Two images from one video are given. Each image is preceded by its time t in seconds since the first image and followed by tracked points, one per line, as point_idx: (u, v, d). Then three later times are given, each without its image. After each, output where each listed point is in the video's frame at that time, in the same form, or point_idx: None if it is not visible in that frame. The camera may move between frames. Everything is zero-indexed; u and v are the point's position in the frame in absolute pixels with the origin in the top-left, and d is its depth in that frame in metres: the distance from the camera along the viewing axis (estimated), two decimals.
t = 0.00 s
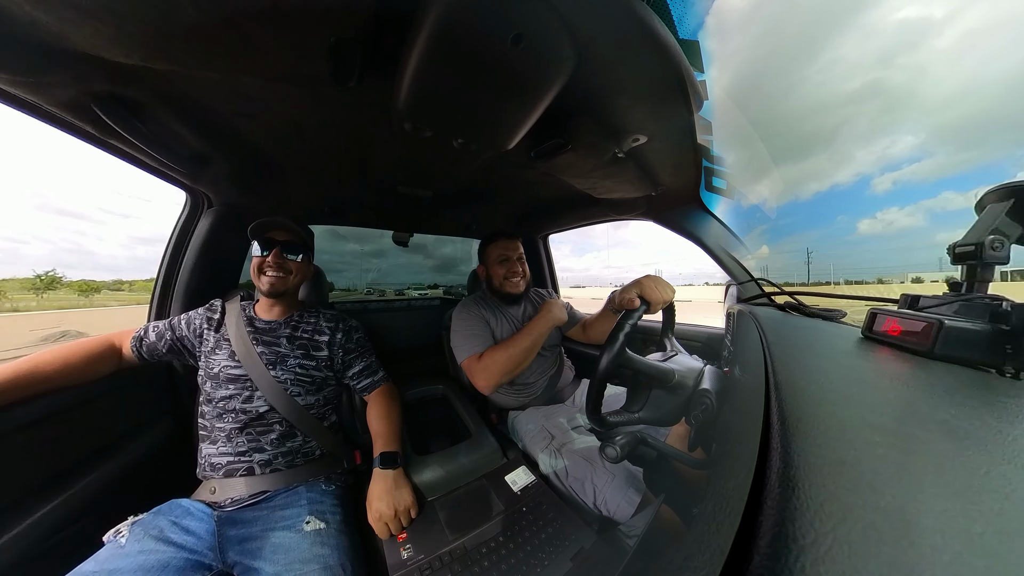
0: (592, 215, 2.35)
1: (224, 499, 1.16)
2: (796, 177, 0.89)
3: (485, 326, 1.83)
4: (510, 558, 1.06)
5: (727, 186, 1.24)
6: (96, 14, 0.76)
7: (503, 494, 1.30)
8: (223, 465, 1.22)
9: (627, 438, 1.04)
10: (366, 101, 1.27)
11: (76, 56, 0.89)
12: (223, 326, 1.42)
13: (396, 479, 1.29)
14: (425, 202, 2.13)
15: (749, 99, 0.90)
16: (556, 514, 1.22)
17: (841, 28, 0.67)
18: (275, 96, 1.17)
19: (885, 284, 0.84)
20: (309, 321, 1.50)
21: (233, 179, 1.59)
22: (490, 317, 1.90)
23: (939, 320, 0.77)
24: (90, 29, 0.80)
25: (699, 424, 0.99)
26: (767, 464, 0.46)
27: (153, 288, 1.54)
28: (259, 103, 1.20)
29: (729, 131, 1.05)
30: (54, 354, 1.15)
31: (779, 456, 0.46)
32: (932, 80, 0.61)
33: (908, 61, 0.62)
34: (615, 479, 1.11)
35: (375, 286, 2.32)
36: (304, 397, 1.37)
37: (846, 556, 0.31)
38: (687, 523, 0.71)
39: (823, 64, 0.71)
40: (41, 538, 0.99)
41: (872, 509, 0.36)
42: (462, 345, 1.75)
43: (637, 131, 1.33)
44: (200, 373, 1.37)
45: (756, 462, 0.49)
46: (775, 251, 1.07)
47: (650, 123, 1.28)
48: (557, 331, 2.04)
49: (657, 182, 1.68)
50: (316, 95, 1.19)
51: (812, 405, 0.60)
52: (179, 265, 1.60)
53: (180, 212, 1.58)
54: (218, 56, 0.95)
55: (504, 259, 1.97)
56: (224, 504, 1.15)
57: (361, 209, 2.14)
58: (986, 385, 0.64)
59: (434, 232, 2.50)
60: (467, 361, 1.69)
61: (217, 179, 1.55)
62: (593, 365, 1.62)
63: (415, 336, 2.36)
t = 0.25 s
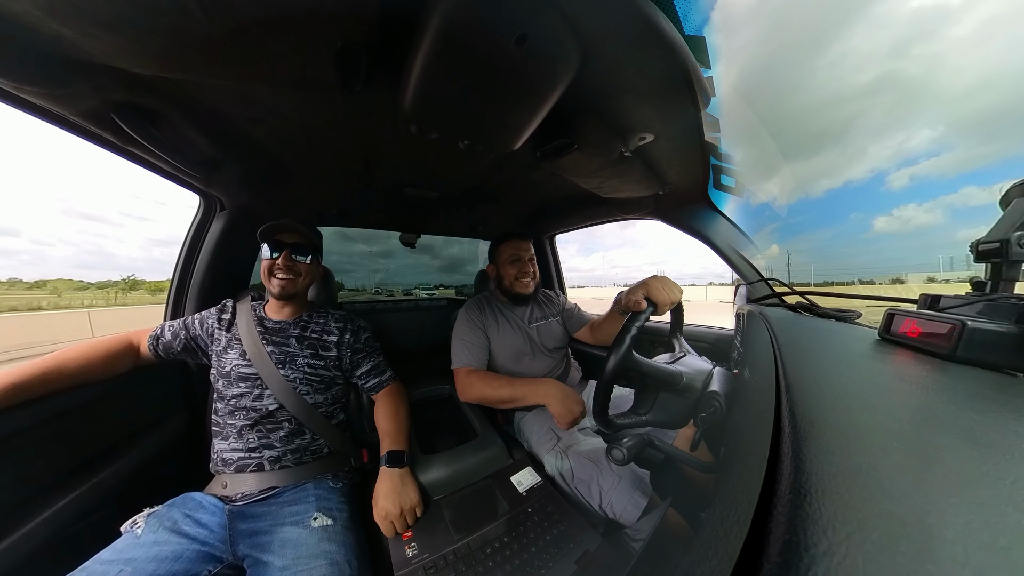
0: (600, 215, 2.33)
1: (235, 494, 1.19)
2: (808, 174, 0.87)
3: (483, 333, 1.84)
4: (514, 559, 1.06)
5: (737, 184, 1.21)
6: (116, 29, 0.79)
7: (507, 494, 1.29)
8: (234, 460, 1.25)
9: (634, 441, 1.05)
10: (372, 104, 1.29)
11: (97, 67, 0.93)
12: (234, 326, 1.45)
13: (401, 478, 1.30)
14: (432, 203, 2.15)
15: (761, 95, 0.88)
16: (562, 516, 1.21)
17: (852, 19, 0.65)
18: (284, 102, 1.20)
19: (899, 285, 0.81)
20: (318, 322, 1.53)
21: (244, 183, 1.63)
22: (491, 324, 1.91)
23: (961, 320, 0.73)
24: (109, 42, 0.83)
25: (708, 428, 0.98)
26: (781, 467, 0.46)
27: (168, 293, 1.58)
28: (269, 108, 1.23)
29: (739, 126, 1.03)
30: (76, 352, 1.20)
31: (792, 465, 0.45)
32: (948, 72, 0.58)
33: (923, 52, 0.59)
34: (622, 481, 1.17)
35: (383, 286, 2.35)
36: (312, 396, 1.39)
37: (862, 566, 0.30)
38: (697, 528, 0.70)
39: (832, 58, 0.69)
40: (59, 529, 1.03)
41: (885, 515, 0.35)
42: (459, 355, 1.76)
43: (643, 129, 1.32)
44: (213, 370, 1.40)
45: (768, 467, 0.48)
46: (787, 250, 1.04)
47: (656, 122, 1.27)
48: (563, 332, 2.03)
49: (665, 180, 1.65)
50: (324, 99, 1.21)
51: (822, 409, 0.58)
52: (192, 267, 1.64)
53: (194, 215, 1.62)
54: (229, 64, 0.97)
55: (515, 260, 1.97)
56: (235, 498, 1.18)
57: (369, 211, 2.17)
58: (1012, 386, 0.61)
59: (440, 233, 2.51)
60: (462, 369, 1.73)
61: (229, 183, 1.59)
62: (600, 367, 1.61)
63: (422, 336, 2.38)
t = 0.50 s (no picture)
0: (607, 214, 2.31)
1: (245, 486, 1.22)
2: (819, 170, 0.85)
3: (489, 335, 1.85)
4: (517, 559, 1.06)
5: (746, 181, 1.18)
6: (132, 39, 0.82)
7: (512, 494, 1.27)
8: (245, 453, 1.28)
9: (641, 442, 1.07)
10: (379, 106, 1.30)
11: (116, 75, 0.97)
12: (245, 323, 1.49)
13: (408, 475, 1.32)
14: (439, 203, 2.17)
15: (770, 91, 0.87)
16: (565, 516, 1.20)
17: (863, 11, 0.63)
18: (293, 104, 1.23)
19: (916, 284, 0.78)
20: (327, 318, 1.56)
21: (254, 184, 1.68)
22: (498, 323, 1.92)
23: (983, 322, 0.70)
24: (127, 52, 0.87)
25: (715, 430, 0.96)
26: (789, 474, 0.45)
27: (183, 292, 1.64)
28: (279, 111, 1.26)
29: (747, 122, 1.01)
30: (96, 347, 1.25)
31: (801, 470, 0.44)
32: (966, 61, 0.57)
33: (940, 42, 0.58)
34: (629, 484, 1.18)
35: (392, 285, 2.39)
36: (321, 392, 1.42)
37: None
38: (702, 534, 0.69)
39: (843, 51, 0.68)
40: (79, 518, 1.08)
41: (901, 527, 0.34)
42: (467, 358, 1.77)
43: (650, 127, 1.30)
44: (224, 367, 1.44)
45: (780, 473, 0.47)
46: (798, 248, 1.01)
47: (663, 119, 1.24)
48: (570, 332, 2.02)
49: (672, 178, 1.63)
50: (331, 101, 1.24)
51: (830, 411, 0.56)
52: (206, 267, 1.70)
53: (207, 216, 1.68)
54: (240, 69, 1.00)
55: (518, 257, 1.98)
56: (246, 490, 1.21)
57: (377, 211, 2.20)
58: None
59: (447, 233, 2.53)
60: (469, 373, 1.72)
61: (240, 184, 1.63)
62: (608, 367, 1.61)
63: (430, 334, 2.40)
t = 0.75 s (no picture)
0: (614, 213, 2.29)
1: (255, 480, 1.26)
2: (831, 166, 0.82)
3: (495, 336, 1.85)
4: (521, 559, 1.06)
5: (756, 178, 1.15)
6: (149, 49, 0.86)
7: (518, 494, 1.27)
8: (255, 448, 1.32)
9: (648, 445, 1.06)
10: (386, 108, 1.32)
11: (133, 83, 1.00)
12: (256, 321, 1.53)
13: (413, 473, 1.34)
14: (445, 203, 2.18)
15: (779, 86, 0.84)
16: (570, 517, 1.19)
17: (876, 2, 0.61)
18: (302, 108, 1.25)
19: (931, 284, 0.75)
20: (336, 317, 1.59)
21: (265, 187, 1.72)
22: (504, 323, 1.92)
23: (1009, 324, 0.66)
24: (145, 62, 0.90)
25: (724, 433, 0.95)
26: (800, 484, 0.43)
27: (196, 293, 1.70)
28: (289, 115, 1.29)
29: (756, 118, 0.99)
30: (117, 343, 1.30)
31: (813, 480, 0.42)
32: (986, 51, 0.55)
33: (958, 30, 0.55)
34: (636, 485, 1.14)
35: (400, 285, 2.42)
36: (329, 390, 1.45)
37: None
38: (709, 539, 0.67)
39: (854, 42, 0.66)
40: (98, 508, 1.13)
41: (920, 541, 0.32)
42: (474, 359, 1.76)
43: (658, 125, 1.28)
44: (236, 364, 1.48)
45: (788, 480, 0.45)
46: (810, 247, 0.98)
47: (670, 116, 1.23)
48: (577, 333, 2.01)
49: (681, 177, 1.60)
50: (339, 104, 1.26)
51: (840, 416, 0.54)
52: (220, 268, 1.76)
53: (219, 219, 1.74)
54: (251, 75, 1.03)
55: (521, 257, 1.98)
56: (256, 484, 1.24)
57: (385, 212, 2.22)
58: None
59: (454, 233, 2.55)
60: (476, 375, 1.72)
61: (251, 187, 1.68)
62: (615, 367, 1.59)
63: (437, 334, 2.42)
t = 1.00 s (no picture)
0: (621, 212, 2.27)
1: (265, 475, 1.29)
2: (841, 164, 0.80)
3: (501, 337, 1.85)
4: (526, 560, 1.06)
5: (766, 176, 1.12)
6: (164, 59, 0.89)
7: (523, 494, 1.27)
8: (265, 445, 1.35)
9: (655, 447, 1.05)
10: (392, 111, 1.34)
11: (150, 92, 1.04)
12: (266, 322, 1.56)
13: (419, 472, 1.35)
14: (452, 204, 2.20)
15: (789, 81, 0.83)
16: (575, 518, 1.18)
17: None
18: (311, 113, 1.28)
19: (949, 285, 0.72)
20: (344, 318, 1.61)
21: (275, 190, 1.76)
22: (510, 324, 1.92)
23: None
24: (160, 72, 0.93)
25: (731, 438, 0.92)
26: (813, 487, 0.42)
27: (208, 295, 1.75)
28: (298, 120, 1.32)
29: (764, 114, 0.97)
30: (134, 342, 1.36)
31: (827, 489, 0.41)
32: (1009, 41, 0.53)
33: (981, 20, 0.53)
34: (643, 488, 1.13)
35: (406, 286, 2.41)
36: (338, 389, 1.48)
37: None
38: (717, 544, 0.66)
39: (865, 34, 0.66)
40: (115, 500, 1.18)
41: (943, 554, 0.31)
42: (480, 359, 1.77)
43: (664, 123, 1.26)
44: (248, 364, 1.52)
45: (798, 485, 0.44)
46: (821, 247, 0.95)
47: (677, 114, 1.21)
48: (584, 334, 2.00)
49: (689, 175, 1.58)
50: (347, 108, 1.28)
51: (849, 421, 0.53)
52: (230, 270, 1.81)
53: (231, 221, 1.80)
54: (261, 81, 1.05)
55: (530, 258, 1.97)
56: (265, 480, 1.27)
57: (393, 213, 2.25)
58: None
59: (461, 234, 2.56)
60: (481, 375, 1.72)
61: (261, 190, 1.72)
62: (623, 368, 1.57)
63: (444, 334, 2.44)
